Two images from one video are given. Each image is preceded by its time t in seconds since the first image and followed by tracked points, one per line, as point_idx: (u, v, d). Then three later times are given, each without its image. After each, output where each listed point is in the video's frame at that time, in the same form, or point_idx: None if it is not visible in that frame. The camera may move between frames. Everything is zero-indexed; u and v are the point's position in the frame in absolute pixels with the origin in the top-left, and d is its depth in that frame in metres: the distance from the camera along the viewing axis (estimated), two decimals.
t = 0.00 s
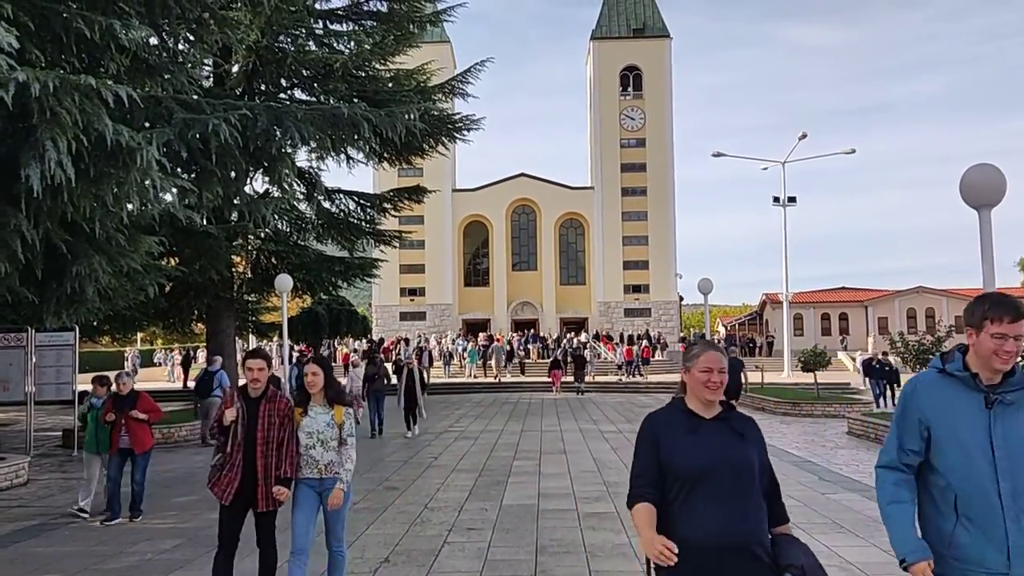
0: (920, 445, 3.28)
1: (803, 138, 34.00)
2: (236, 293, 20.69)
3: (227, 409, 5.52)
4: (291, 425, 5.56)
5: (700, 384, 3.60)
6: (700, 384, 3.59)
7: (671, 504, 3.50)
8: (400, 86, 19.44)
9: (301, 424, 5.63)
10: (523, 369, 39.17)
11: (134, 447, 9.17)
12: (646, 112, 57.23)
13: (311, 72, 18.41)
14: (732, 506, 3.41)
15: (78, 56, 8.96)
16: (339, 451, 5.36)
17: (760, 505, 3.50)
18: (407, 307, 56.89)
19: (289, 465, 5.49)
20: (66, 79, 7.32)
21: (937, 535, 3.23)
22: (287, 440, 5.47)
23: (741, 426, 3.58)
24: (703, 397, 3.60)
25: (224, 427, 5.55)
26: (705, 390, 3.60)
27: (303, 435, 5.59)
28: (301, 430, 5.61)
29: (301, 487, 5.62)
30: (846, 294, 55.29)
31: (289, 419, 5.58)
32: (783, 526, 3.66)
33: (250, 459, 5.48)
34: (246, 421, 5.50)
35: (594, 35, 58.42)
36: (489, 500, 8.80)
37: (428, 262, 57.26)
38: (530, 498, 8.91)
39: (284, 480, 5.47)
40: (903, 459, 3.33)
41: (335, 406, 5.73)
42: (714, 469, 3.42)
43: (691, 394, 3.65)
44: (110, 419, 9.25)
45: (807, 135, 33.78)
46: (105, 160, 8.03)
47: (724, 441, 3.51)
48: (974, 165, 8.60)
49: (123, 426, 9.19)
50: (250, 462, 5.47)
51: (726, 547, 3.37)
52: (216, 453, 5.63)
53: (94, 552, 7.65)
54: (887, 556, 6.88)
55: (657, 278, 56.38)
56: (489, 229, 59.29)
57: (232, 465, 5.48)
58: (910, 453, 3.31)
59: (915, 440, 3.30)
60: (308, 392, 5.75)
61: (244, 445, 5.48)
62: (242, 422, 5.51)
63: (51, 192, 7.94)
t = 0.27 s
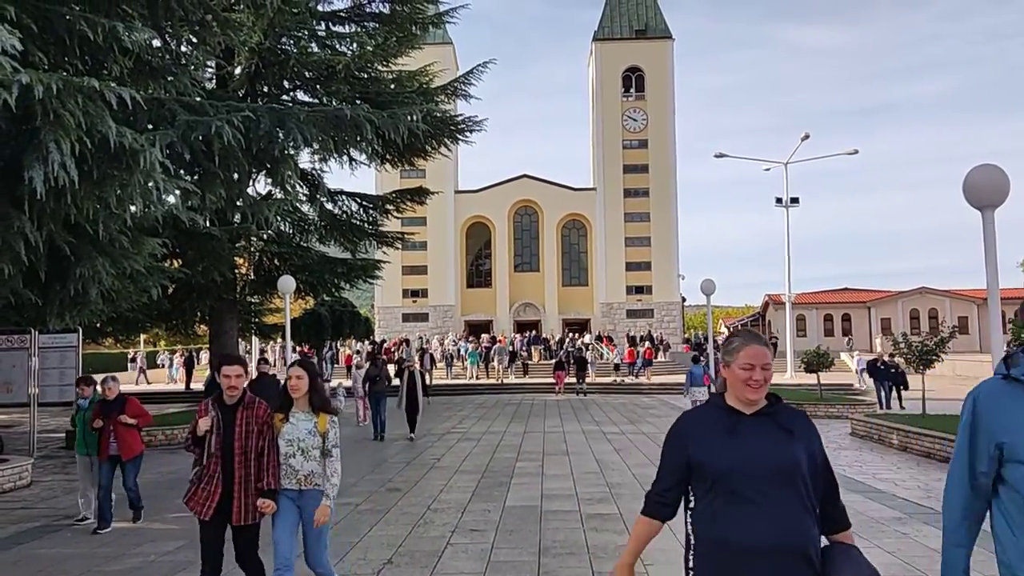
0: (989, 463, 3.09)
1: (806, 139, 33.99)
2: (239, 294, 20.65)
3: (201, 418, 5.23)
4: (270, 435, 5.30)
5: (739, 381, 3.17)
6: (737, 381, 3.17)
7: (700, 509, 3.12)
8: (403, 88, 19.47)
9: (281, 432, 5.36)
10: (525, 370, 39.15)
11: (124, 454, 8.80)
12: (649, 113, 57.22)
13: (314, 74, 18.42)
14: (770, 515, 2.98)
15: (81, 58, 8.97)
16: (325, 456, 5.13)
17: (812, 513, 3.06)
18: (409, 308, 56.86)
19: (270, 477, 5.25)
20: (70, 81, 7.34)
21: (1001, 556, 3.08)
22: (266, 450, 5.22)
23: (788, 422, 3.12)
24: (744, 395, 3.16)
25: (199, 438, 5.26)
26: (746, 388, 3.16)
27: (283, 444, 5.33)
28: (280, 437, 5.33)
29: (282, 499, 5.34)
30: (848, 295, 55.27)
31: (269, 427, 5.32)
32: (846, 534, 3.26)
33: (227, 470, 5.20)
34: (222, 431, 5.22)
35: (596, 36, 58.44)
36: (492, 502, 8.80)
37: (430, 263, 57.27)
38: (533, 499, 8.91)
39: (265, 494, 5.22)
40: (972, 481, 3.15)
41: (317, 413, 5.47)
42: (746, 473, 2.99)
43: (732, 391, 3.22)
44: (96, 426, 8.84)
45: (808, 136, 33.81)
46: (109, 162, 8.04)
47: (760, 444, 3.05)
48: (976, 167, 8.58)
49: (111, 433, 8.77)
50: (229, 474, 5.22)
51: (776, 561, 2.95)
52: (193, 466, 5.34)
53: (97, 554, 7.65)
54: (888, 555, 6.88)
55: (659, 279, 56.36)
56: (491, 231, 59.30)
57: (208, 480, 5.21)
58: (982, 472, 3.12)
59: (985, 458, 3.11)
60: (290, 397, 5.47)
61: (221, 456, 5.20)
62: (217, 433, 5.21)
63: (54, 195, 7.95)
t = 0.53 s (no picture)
0: None
1: (808, 139, 33.98)
2: (241, 296, 20.65)
3: (180, 420, 4.97)
4: (254, 438, 5.02)
5: (778, 404, 2.81)
6: (776, 405, 2.80)
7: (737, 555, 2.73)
8: (405, 90, 19.46)
9: (266, 435, 5.06)
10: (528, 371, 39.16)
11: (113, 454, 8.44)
12: (651, 114, 57.21)
13: (316, 76, 18.44)
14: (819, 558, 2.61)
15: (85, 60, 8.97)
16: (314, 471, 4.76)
17: (864, 550, 2.71)
18: (411, 310, 56.88)
19: (255, 481, 4.95)
20: (73, 83, 7.35)
21: None
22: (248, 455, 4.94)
23: (839, 448, 2.76)
24: (782, 420, 2.80)
25: (178, 442, 5.00)
26: (784, 411, 2.80)
27: (270, 447, 5.03)
28: (265, 440, 5.04)
29: (268, 506, 5.07)
30: (851, 296, 55.23)
31: (254, 429, 5.04)
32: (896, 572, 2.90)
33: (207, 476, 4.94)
34: (202, 435, 4.97)
35: (598, 37, 58.42)
36: (496, 503, 8.79)
37: (432, 264, 57.29)
38: (537, 500, 8.90)
39: (248, 499, 4.93)
40: None
41: (307, 414, 5.14)
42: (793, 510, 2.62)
43: (765, 416, 2.85)
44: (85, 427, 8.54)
45: (810, 137, 33.79)
46: (111, 164, 8.05)
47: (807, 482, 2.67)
48: (982, 166, 8.53)
49: (98, 433, 8.47)
50: (208, 480, 4.95)
51: None
52: (170, 470, 5.08)
53: (99, 555, 7.65)
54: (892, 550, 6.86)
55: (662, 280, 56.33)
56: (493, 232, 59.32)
57: (186, 486, 4.94)
58: None
59: None
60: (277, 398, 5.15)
61: (200, 462, 4.93)
62: (198, 435, 4.97)
63: (57, 197, 7.96)
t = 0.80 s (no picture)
0: None
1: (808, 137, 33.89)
2: (242, 296, 20.65)
3: (158, 432, 4.71)
4: (238, 450, 4.72)
5: (846, 398, 2.61)
6: (842, 396, 2.61)
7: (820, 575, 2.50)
8: (405, 89, 19.45)
9: (253, 446, 4.76)
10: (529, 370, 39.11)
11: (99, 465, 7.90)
12: (651, 112, 57.18)
13: (316, 75, 18.42)
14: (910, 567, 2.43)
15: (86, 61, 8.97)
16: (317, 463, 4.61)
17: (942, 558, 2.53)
18: (412, 309, 56.87)
19: (239, 499, 4.64)
20: (74, 84, 7.34)
21: None
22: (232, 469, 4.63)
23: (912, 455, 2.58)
24: (848, 413, 2.61)
25: (156, 454, 4.72)
26: (851, 404, 2.61)
27: (256, 458, 4.72)
28: (252, 451, 4.74)
29: (256, 520, 4.75)
30: (852, 294, 55.18)
31: (238, 443, 4.74)
32: None
33: (186, 492, 4.62)
34: (183, 447, 4.67)
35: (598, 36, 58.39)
36: (498, 502, 8.78)
37: (433, 264, 57.30)
38: (539, 500, 8.90)
39: (232, 517, 4.60)
40: None
41: (297, 423, 4.88)
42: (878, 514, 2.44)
43: (827, 409, 2.67)
44: (77, 434, 8.12)
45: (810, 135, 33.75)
46: (113, 164, 8.05)
47: (882, 478, 2.50)
48: (984, 162, 8.52)
49: (88, 441, 7.99)
50: (187, 496, 4.63)
51: None
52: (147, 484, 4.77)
53: (100, 556, 7.65)
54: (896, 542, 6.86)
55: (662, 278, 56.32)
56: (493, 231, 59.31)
57: (162, 501, 4.62)
58: None
59: None
60: (264, 406, 4.88)
61: (178, 476, 4.63)
62: (176, 448, 4.67)
63: (58, 198, 7.97)
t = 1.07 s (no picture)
0: None
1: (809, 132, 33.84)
2: (242, 294, 20.62)
3: (128, 428, 4.33)
4: (216, 445, 4.39)
5: (969, 399, 2.25)
6: (964, 394, 2.26)
7: None
8: (404, 85, 19.39)
9: (236, 443, 4.47)
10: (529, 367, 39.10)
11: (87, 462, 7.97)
12: (650, 107, 57.09)
13: (315, 71, 18.34)
14: None
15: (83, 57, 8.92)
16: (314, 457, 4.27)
17: None
18: (412, 306, 56.83)
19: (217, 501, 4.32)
20: (71, 81, 7.30)
21: None
22: (213, 468, 4.31)
23: None
24: (969, 419, 2.25)
25: (127, 452, 4.35)
26: (976, 408, 2.25)
27: (240, 457, 4.42)
28: (236, 449, 4.45)
29: (238, 523, 4.44)
30: (853, 289, 55.12)
31: (216, 437, 4.41)
32: None
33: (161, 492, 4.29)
34: (158, 445, 4.32)
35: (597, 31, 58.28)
36: (499, 500, 8.74)
37: (433, 260, 57.24)
38: (540, 497, 8.85)
39: (209, 517, 4.28)
40: None
41: (283, 420, 4.55)
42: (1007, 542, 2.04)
43: (940, 416, 2.31)
44: (62, 430, 8.10)
45: (811, 129, 33.71)
46: (110, 161, 8.02)
47: (1007, 501, 2.12)
48: (989, 156, 8.48)
49: (76, 438, 8.01)
50: (162, 495, 4.28)
51: None
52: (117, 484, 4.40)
53: (100, 554, 7.61)
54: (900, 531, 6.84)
55: (662, 274, 56.27)
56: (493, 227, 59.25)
57: (136, 502, 4.26)
58: None
59: None
60: (248, 401, 4.54)
61: (155, 475, 4.29)
62: (149, 443, 4.32)
63: (56, 195, 7.93)
